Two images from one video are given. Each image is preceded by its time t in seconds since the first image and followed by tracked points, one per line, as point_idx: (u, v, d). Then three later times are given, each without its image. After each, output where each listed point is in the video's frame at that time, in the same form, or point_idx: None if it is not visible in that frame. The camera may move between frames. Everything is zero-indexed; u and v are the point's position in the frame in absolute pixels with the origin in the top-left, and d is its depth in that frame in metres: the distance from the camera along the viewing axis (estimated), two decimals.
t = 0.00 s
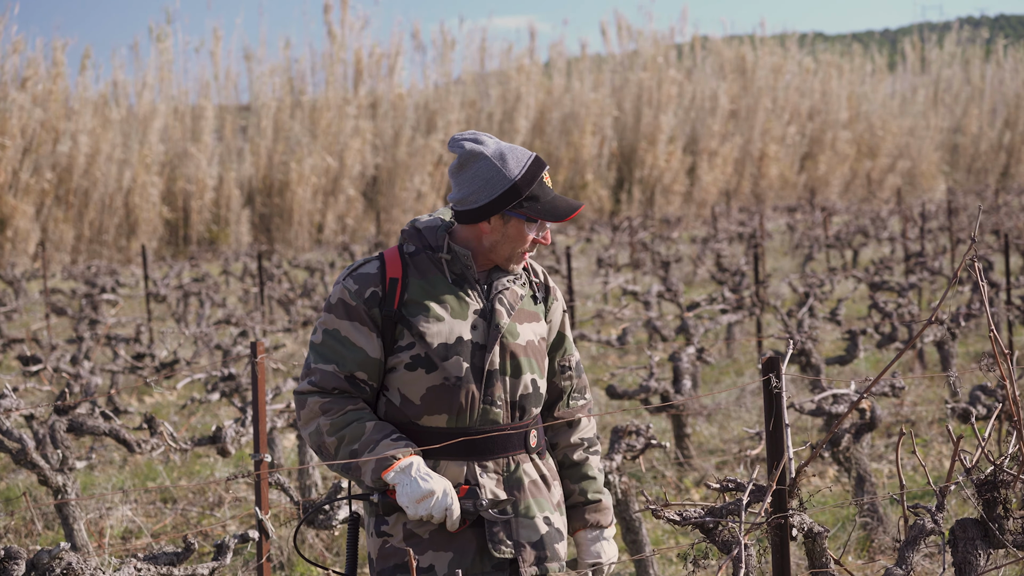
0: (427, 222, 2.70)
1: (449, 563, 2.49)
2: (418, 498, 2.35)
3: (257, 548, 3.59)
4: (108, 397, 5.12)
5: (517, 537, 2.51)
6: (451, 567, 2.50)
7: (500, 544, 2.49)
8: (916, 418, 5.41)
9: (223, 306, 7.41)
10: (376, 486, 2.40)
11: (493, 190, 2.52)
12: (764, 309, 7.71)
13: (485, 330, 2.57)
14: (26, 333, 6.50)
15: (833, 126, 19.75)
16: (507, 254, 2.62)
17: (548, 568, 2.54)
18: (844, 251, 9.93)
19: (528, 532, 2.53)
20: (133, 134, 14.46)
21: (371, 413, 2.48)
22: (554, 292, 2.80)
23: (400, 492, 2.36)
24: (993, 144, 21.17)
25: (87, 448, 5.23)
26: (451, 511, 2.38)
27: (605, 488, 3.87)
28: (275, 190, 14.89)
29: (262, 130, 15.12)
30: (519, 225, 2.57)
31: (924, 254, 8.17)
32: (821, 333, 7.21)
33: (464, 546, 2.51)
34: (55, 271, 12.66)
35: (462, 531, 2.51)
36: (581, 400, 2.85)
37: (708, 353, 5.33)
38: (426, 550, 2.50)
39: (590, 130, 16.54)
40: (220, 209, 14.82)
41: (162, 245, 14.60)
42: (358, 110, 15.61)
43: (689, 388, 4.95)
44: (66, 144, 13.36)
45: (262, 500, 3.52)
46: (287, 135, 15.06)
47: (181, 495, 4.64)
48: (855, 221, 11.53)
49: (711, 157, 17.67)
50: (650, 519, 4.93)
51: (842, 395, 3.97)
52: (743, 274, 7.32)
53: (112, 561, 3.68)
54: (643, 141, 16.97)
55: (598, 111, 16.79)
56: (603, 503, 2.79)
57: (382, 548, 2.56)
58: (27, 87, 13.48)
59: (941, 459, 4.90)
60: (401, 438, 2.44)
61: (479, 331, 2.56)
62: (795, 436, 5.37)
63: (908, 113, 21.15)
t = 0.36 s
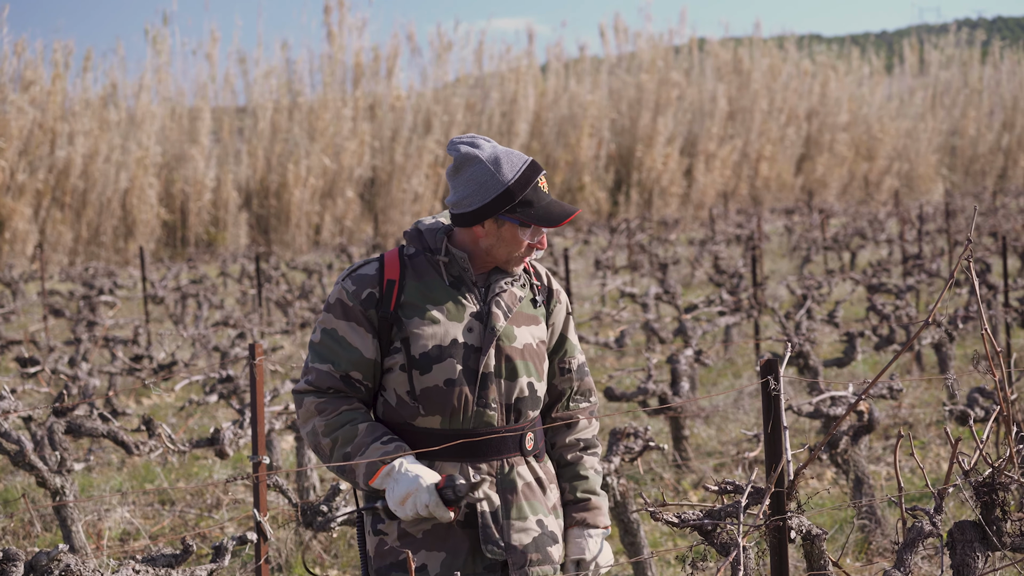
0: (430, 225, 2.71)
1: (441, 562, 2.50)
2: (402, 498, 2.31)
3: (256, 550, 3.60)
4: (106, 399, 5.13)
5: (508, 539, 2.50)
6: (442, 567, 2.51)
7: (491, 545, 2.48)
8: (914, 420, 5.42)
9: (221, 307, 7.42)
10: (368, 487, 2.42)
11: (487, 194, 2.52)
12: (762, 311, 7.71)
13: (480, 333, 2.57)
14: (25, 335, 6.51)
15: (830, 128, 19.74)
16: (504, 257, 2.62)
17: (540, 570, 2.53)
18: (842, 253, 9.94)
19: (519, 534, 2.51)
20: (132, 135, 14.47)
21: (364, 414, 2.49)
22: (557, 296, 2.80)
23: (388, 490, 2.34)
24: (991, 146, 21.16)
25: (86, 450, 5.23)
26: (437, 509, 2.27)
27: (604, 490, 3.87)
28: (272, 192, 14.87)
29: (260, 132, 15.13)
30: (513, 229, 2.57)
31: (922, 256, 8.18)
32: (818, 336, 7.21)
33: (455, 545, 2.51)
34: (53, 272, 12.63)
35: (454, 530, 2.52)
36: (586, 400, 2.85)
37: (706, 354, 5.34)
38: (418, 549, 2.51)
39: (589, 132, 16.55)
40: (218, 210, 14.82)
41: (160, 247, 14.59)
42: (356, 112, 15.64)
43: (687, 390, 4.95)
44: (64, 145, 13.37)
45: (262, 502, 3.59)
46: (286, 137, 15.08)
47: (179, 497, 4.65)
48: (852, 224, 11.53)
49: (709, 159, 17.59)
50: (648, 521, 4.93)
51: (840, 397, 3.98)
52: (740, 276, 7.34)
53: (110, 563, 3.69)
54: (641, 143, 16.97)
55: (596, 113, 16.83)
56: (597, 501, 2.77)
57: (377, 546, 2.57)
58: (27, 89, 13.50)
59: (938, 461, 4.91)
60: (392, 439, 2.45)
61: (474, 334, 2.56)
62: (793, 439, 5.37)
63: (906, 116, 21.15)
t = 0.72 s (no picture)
0: (441, 224, 2.73)
1: (431, 554, 2.50)
2: (400, 492, 2.34)
3: (256, 552, 3.66)
4: (105, 402, 5.13)
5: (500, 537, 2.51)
6: (433, 561, 2.50)
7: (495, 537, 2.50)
8: (913, 424, 5.42)
9: (220, 310, 7.42)
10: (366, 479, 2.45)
11: (475, 191, 2.56)
12: (761, 315, 7.71)
13: (479, 333, 2.58)
14: (24, 338, 6.52)
15: (829, 132, 19.72)
16: (490, 260, 2.62)
17: (529, 570, 2.56)
18: (840, 257, 9.96)
19: (511, 533, 2.53)
20: (131, 138, 14.47)
21: (365, 406, 2.51)
22: (565, 301, 2.81)
23: (387, 483, 2.37)
24: (990, 150, 21.14)
25: (85, 452, 5.23)
26: (433, 504, 2.33)
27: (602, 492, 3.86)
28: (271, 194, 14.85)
29: (259, 134, 15.13)
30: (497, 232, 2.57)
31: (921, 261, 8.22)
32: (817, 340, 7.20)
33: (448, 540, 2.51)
34: (53, 274, 12.60)
35: (447, 525, 2.52)
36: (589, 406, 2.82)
37: (705, 358, 5.35)
38: (410, 541, 2.51)
39: (588, 135, 16.55)
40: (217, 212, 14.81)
41: (160, 249, 14.57)
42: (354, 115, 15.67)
43: (686, 395, 4.96)
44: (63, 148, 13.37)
45: (261, 504, 3.66)
46: (285, 139, 15.09)
47: (178, 500, 4.65)
48: (851, 227, 11.52)
49: (708, 163, 17.53)
50: (648, 524, 4.92)
51: (839, 401, 3.97)
52: (739, 280, 7.36)
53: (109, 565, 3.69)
54: (640, 146, 16.96)
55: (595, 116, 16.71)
56: (590, 494, 2.73)
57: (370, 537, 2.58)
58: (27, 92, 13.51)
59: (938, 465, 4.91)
60: (390, 431, 2.46)
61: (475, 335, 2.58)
62: (792, 443, 5.38)
63: (905, 120, 21.14)
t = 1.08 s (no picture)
0: (413, 233, 2.76)
1: (435, 558, 2.52)
2: (406, 486, 2.34)
3: (256, 556, 3.69)
4: (105, 404, 5.12)
5: (497, 533, 2.52)
6: (436, 564, 2.53)
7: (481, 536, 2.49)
8: (912, 429, 5.41)
9: (220, 313, 7.43)
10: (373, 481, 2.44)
11: (438, 196, 2.60)
12: (760, 320, 7.72)
13: (460, 336, 2.61)
14: (23, 341, 6.51)
15: (827, 137, 19.71)
16: (462, 262, 2.65)
17: (531, 561, 2.53)
18: (839, 262, 9.98)
19: (508, 530, 2.53)
20: (130, 142, 14.47)
21: (365, 415, 2.54)
22: (547, 289, 2.81)
23: (392, 481, 2.38)
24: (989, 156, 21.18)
25: (85, 455, 5.21)
26: (439, 495, 2.33)
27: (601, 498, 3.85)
28: (270, 199, 14.85)
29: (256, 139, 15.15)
30: (465, 234, 2.60)
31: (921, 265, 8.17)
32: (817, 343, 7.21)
33: (447, 543, 2.53)
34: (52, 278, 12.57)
35: (445, 527, 2.54)
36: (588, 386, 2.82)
37: (705, 362, 5.35)
38: (413, 546, 2.55)
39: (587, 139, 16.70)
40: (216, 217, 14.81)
41: (157, 254, 14.55)
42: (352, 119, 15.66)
43: (686, 399, 4.96)
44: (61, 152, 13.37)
45: (261, 507, 3.71)
46: (283, 142, 15.09)
47: (178, 503, 4.63)
48: (850, 232, 11.53)
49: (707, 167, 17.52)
50: (647, 528, 4.93)
51: (839, 406, 3.95)
52: (738, 284, 7.38)
53: (109, 568, 3.67)
54: (638, 151, 16.97)
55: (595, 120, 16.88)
56: (590, 439, 2.66)
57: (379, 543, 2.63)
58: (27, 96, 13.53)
59: (938, 469, 4.89)
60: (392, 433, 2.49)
61: (456, 338, 2.61)
62: (793, 447, 5.39)
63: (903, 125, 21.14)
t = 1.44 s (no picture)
0: (396, 237, 2.82)
1: (429, 552, 2.66)
2: (473, 465, 2.40)
3: (229, 566, 3.72)
4: (79, 414, 5.14)
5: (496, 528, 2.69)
6: (430, 557, 2.66)
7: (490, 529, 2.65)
8: (886, 438, 5.45)
9: (195, 322, 7.45)
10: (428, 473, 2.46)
11: (420, 205, 2.68)
12: (736, 331, 7.76)
13: (456, 335, 2.70)
14: None
15: (804, 147, 19.75)
16: (452, 263, 2.73)
17: (528, 550, 2.72)
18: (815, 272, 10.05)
19: (505, 523, 2.71)
20: (105, 151, 14.44)
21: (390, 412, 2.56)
22: (530, 281, 2.95)
23: (456, 469, 2.43)
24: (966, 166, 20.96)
25: (59, 464, 5.21)
26: (505, 467, 2.42)
27: (578, 506, 3.87)
28: (246, 208, 14.76)
29: (234, 147, 15.14)
30: (452, 238, 2.69)
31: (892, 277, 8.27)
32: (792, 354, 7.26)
33: (442, 537, 2.67)
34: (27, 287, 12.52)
35: (441, 523, 2.67)
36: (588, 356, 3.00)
37: (679, 371, 5.41)
38: (408, 540, 2.67)
39: (564, 149, 16.45)
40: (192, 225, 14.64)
41: (133, 262, 14.47)
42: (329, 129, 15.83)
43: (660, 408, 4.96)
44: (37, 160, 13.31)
45: (233, 517, 3.68)
46: (260, 153, 15.13)
47: (151, 513, 4.62)
48: (826, 242, 11.58)
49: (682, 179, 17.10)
50: (621, 538, 4.93)
51: (813, 416, 3.98)
52: (714, 294, 7.45)
53: None
54: (615, 160, 16.94)
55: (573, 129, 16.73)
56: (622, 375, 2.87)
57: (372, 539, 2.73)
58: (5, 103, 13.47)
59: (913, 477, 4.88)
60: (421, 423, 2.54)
61: (453, 338, 2.70)
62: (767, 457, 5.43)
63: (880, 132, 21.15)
